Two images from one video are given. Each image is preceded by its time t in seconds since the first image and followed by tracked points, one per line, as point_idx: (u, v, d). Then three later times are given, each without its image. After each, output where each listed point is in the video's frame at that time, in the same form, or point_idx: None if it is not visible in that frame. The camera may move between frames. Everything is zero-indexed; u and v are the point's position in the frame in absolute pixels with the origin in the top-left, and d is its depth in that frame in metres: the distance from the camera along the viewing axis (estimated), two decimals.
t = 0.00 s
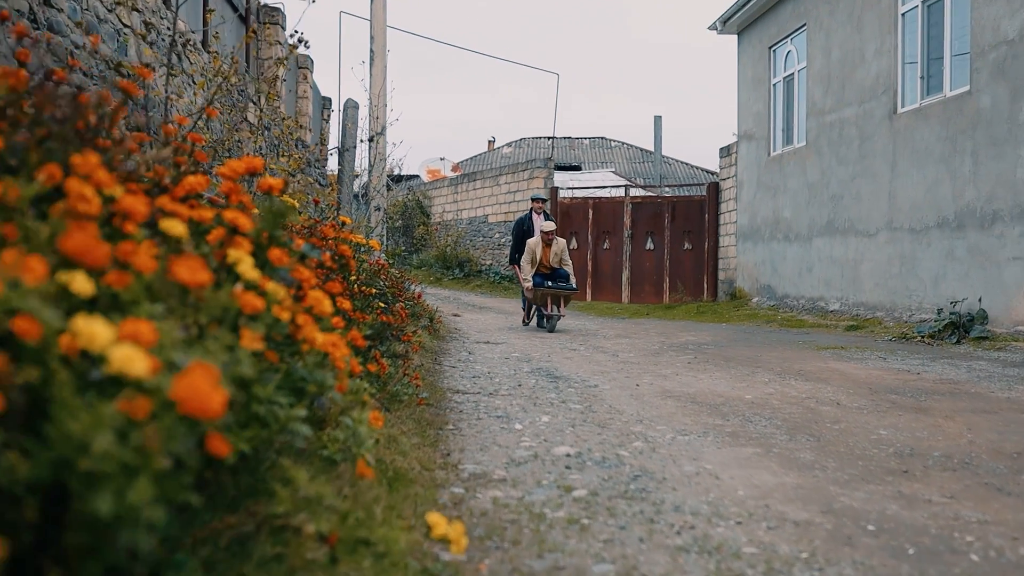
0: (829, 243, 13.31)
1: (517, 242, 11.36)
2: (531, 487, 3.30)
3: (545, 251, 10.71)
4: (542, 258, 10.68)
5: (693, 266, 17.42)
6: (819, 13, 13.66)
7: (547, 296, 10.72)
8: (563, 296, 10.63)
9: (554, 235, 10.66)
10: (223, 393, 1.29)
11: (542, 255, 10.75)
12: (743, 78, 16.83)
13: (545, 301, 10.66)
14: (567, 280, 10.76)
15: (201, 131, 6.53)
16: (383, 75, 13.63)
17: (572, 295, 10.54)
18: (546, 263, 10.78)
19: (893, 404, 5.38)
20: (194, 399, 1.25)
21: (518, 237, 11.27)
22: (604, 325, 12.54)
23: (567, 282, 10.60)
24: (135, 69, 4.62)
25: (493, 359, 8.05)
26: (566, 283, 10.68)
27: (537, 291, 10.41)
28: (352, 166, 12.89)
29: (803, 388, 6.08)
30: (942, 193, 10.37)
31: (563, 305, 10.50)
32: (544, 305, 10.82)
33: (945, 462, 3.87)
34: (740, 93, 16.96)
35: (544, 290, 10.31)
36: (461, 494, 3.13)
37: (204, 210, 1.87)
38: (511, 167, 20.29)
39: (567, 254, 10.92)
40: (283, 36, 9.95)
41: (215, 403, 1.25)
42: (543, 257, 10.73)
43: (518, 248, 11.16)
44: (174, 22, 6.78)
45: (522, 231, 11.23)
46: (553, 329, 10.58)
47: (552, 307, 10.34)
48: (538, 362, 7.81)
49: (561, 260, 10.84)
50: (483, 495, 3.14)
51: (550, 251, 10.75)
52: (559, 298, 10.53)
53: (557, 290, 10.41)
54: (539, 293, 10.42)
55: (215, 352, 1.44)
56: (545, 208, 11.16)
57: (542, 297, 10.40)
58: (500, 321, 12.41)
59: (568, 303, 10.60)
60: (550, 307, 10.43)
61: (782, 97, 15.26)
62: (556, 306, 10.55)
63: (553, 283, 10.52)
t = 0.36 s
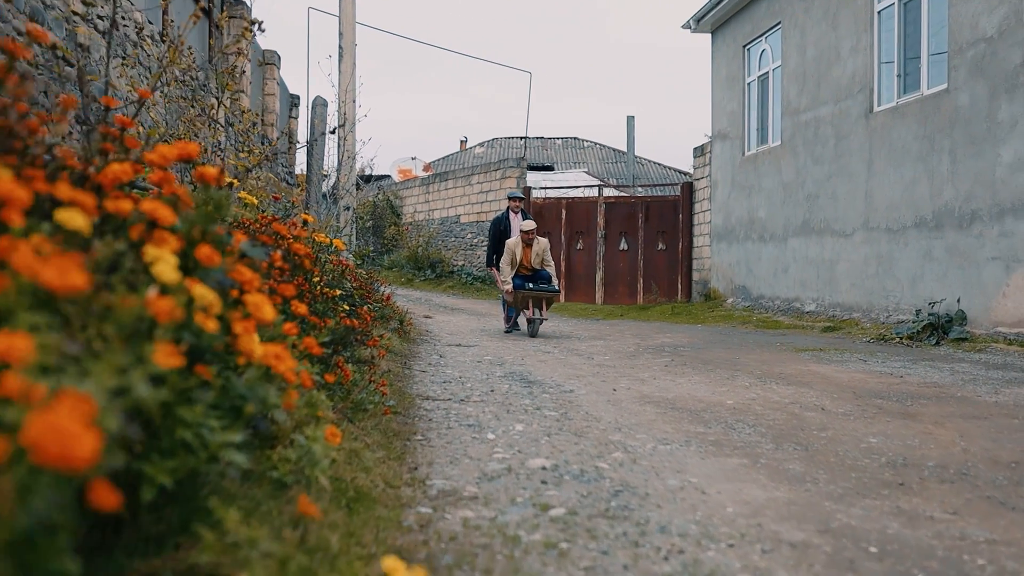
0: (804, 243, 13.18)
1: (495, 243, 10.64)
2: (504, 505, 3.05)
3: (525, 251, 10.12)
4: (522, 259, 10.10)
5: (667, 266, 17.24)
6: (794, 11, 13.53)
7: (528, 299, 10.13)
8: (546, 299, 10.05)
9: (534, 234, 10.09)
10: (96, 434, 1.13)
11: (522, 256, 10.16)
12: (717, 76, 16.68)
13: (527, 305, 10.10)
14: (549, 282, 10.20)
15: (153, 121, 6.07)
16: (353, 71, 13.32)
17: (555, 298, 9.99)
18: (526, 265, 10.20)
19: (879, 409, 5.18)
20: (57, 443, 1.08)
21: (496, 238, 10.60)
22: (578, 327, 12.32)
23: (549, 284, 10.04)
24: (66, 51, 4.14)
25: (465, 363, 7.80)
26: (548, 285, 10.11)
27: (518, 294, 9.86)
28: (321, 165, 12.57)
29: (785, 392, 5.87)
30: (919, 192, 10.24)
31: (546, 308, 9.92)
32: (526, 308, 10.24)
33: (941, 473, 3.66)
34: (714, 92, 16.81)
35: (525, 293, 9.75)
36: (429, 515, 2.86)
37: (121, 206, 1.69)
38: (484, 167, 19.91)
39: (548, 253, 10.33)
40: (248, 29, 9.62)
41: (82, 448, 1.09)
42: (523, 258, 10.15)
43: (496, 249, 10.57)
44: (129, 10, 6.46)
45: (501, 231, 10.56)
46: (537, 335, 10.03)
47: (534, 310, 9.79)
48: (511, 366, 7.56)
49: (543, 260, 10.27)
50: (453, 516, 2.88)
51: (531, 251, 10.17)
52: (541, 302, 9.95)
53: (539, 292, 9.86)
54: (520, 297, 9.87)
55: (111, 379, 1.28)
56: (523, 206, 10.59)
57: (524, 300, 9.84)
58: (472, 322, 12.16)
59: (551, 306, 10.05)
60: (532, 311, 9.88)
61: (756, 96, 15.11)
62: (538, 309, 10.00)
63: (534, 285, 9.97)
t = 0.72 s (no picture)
0: (783, 242, 13.03)
1: (475, 242, 10.17)
2: (480, 527, 2.79)
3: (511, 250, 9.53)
4: (508, 258, 9.49)
5: (644, 266, 17.04)
6: (772, 8, 13.37)
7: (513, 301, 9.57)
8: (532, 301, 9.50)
9: (519, 231, 9.49)
10: None
11: (507, 255, 9.57)
12: (694, 75, 16.51)
13: (512, 308, 9.53)
14: (536, 282, 9.62)
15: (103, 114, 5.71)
16: (324, 66, 12.99)
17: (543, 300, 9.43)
18: (512, 264, 9.59)
19: (871, 416, 4.97)
20: None
21: (477, 236, 10.14)
22: (555, 328, 12.09)
23: (536, 285, 9.48)
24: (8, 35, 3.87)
25: (439, 367, 7.54)
26: (534, 286, 9.55)
27: (504, 297, 9.28)
28: (291, 162, 12.25)
29: (771, 397, 5.65)
30: (901, 191, 10.10)
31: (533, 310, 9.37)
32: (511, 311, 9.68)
33: (945, 486, 3.45)
34: (691, 91, 16.65)
35: (512, 296, 9.17)
36: (399, 541, 2.60)
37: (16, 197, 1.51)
38: (459, 166, 19.50)
39: (534, 251, 9.75)
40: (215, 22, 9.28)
41: None
42: (508, 257, 9.54)
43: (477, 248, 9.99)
44: None
45: (483, 229, 10.11)
46: (523, 338, 9.50)
47: (522, 314, 9.21)
48: (486, 369, 7.31)
49: (529, 259, 9.67)
50: (425, 541, 2.62)
51: (516, 250, 9.58)
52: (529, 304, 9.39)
53: (526, 294, 9.29)
54: (506, 299, 9.29)
55: None
56: (505, 202, 9.98)
57: (510, 303, 9.28)
58: (446, 324, 11.91)
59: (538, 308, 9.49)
60: (518, 314, 9.32)
61: (734, 94, 14.95)
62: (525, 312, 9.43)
63: (521, 287, 9.39)
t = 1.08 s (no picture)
0: (750, 244, 12.92)
1: (448, 243, 9.60)
2: (443, 558, 2.54)
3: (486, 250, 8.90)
4: (482, 260, 8.89)
5: (609, 267, 16.86)
6: (740, 7, 13.26)
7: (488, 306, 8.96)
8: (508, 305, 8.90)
9: (494, 230, 8.88)
10: None
11: (481, 256, 8.96)
12: (660, 74, 16.38)
13: (487, 313, 8.93)
14: (513, 285, 9.02)
15: (39, 106, 5.34)
16: (283, 62, 12.65)
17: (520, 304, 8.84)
18: (487, 266, 8.99)
19: (850, 425, 4.78)
20: None
21: (451, 236, 9.60)
22: (520, 330, 11.86)
23: (513, 289, 8.88)
24: None
25: (401, 373, 7.26)
26: (511, 290, 8.95)
27: (477, 302, 8.70)
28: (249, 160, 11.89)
29: (746, 404, 5.45)
30: (869, 192, 9.99)
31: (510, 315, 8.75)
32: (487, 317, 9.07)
33: (937, 503, 3.26)
34: (657, 90, 16.51)
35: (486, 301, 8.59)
36: None
37: None
38: (422, 165, 19.18)
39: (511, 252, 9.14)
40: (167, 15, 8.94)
41: None
42: (482, 259, 8.94)
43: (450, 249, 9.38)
44: None
45: (456, 229, 9.55)
46: (500, 345, 8.95)
47: (496, 319, 8.62)
48: (450, 376, 7.05)
49: (506, 261, 9.07)
50: None
51: (491, 250, 8.97)
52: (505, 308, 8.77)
53: (501, 298, 8.70)
54: (479, 304, 8.71)
55: None
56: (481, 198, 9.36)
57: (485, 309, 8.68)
58: (409, 327, 11.62)
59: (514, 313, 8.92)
60: (493, 320, 8.73)
61: (701, 94, 14.83)
62: (501, 318, 8.84)
63: (496, 291, 8.81)
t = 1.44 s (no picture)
0: (718, 244, 12.78)
1: (423, 241, 9.01)
2: None
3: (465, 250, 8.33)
4: (460, 260, 8.36)
5: (576, 267, 16.67)
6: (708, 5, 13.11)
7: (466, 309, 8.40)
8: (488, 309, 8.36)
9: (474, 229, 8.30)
10: None
11: (459, 256, 8.39)
12: (627, 73, 16.21)
13: (465, 316, 8.38)
14: (493, 288, 8.53)
15: None
16: (242, 56, 12.28)
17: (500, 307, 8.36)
18: (465, 266, 8.46)
19: (832, 435, 4.60)
20: None
21: (426, 234, 9.01)
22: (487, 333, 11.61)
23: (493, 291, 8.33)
24: None
25: (363, 378, 6.98)
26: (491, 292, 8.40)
27: (456, 305, 8.14)
28: (206, 157, 11.51)
29: (722, 413, 5.25)
30: (841, 192, 9.87)
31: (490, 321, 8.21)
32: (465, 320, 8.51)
33: (934, 523, 3.07)
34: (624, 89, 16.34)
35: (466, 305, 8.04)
36: None
37: None
38: (386, 163, 18.84)
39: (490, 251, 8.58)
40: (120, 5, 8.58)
41: None
42: (461, 258, 8.41)
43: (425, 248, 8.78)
44: None
45: (431, 227, 8.96)
46: (477, 351, 8.46)
47: (476, 324, 8.11)
48: (415, 382, 6.78)
49: (485, 261, 8.57)
50: None
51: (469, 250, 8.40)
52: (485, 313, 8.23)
53: (482, 301, 8.18)
54: (458, 307, 8.17)
55: None
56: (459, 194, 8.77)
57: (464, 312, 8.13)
58: (372, 330, 11.33)
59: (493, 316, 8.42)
60: (473, 324, 8.20)
61: (669, 93, 14.67)
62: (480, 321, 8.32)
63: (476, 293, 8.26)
